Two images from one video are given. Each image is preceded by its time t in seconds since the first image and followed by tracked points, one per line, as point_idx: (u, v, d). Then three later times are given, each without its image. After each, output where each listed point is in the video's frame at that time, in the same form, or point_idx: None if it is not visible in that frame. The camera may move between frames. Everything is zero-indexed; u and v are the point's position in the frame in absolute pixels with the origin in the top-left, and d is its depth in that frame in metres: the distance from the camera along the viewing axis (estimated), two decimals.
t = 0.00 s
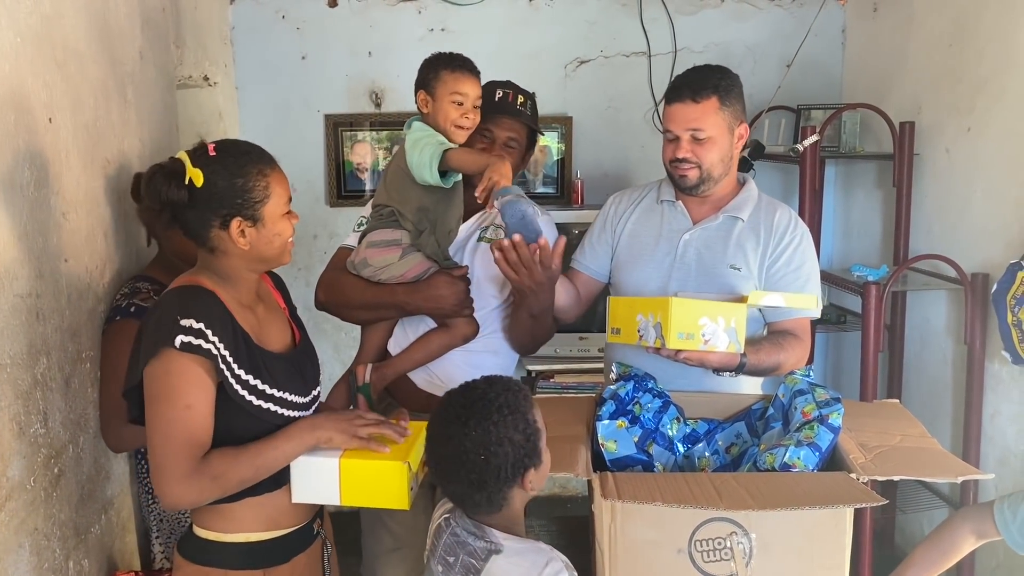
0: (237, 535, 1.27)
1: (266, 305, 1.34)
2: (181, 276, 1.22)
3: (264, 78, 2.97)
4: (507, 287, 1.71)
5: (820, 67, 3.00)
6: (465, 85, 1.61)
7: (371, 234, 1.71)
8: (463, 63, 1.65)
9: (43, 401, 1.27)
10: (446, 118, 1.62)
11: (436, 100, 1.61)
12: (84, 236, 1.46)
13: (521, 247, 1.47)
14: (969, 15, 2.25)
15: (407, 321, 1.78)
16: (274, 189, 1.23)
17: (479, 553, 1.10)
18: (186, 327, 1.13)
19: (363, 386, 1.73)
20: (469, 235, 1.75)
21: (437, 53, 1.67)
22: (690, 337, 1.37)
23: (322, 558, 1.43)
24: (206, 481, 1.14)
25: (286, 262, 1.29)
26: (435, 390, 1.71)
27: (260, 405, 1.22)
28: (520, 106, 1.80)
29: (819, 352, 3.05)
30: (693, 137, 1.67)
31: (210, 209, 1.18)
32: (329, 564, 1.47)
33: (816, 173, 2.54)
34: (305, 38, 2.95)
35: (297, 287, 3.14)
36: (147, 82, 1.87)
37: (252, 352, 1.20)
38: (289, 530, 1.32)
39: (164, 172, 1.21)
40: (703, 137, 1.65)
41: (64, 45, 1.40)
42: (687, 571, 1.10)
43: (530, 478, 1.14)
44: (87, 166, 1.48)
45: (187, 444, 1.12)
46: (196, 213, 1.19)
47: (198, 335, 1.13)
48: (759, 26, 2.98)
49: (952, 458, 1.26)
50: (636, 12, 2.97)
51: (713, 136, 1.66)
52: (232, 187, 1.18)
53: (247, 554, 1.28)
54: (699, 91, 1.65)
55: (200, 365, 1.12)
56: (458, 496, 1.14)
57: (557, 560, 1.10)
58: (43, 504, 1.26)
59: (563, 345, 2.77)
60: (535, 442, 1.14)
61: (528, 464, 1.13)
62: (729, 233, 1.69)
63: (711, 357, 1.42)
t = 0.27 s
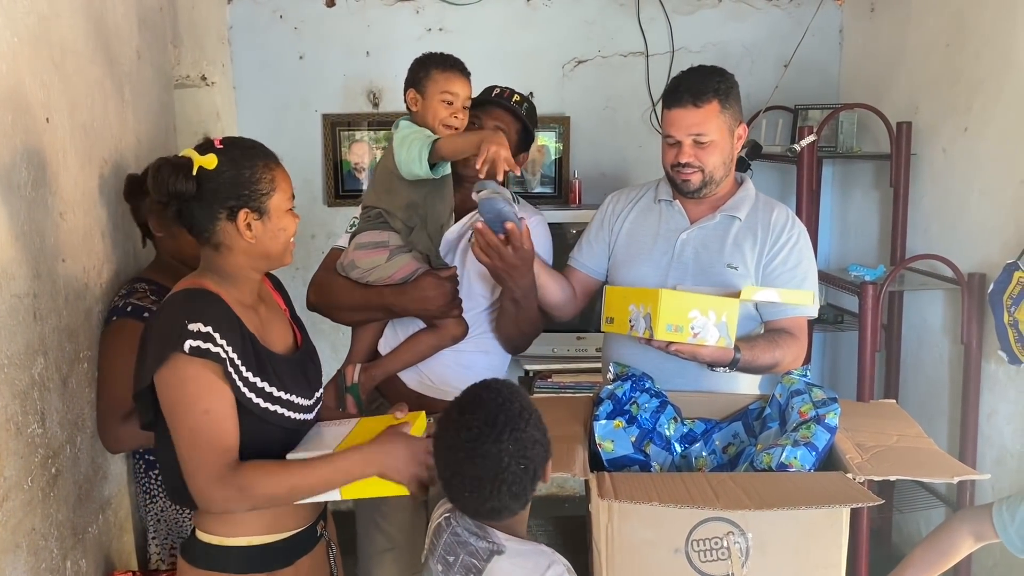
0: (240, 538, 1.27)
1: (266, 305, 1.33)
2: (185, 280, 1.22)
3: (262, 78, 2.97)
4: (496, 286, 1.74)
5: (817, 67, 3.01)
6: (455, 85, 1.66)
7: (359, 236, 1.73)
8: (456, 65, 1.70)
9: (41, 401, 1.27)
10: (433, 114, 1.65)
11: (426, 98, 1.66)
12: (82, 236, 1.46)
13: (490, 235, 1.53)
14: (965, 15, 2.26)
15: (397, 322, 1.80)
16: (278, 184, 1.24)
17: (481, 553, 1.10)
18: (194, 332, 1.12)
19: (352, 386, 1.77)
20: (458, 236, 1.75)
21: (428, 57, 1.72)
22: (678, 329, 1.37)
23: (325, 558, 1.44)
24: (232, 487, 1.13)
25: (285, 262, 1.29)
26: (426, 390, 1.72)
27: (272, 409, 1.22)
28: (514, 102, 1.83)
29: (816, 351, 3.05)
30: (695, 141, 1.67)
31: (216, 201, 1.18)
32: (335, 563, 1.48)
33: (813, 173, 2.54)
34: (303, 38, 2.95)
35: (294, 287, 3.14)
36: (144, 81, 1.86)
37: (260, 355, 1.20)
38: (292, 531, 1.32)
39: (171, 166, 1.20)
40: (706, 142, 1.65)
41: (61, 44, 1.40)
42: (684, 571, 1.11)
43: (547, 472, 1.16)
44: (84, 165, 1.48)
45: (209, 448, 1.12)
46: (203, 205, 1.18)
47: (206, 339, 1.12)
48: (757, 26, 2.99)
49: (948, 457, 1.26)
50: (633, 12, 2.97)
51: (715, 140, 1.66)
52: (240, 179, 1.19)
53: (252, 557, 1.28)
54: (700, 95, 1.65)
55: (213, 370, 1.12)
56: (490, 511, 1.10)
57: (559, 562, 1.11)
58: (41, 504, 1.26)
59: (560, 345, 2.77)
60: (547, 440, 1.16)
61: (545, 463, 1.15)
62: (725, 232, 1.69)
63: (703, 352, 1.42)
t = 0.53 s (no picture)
0: (230, 535, 1.27)
1: (270, 297, 1.33)
2: (190, 271, 1.21)
3: (261, 77, 2.96)
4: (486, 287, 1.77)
5: (816, 67, 3.01)
6: (440, 85, 1.67)
7: (348, 237, 1.78)
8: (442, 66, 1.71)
9: (40, 401, 1.27)
10: (419, 115, 1.67)
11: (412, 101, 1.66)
12: (81, 236, 1.46)
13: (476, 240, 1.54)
14: (964, 15, 2.26)
15: (388, 321, 1.82)
16: (280, 170, 1.24)
17: (481, 555, 1.10)
18: (203, 323, 1.11)
19: (341, 388, 1.77)
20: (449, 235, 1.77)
21: (416, 57, 1.72)
22: (660, 325, 1.35)
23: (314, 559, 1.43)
24: (246, 479, 1.13)
25: (288, 252, 1.29)
26: (418, 392, 1.75)
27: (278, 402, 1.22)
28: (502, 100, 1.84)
29: (815, 351, 3.05)
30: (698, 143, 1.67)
31: (220, 186, 1.18)
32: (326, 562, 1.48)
33: (812, 173, 2.54)
34: (302, 37, 2.95)
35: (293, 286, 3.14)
36: (143, 81, 1.86)
37: (266, 347, 1.20)
38: (282, 532, 1.32)
39: (170, 159, 1.21)
40: (708, 144, 1.66)
41: (60, 44, 1.40)
42: (682, 572, 1.11)
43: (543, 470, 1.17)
44: (83, 166, 1.48)
45: (222, 440, 1.11)
46: (205, 193, 1.18)
47: (215, 330, 1.12)
48: (756, 25, 2.99)
49: (947, 458, 1.26)
50: (633, 12, 2.97)
51: (718, 142, 1.66)
52: (240, 163, 1.19)
53: (239, 555, 1.27)
54: (702, 97, 1.65)
55: (224, 361, 1.12)
56: (488, 513, 1.09)
57: (560, 560, 1.12)
58: (40, 504, 1.26)
59: (559, 344, 2.77)
60: (542, 440, 1.17)
61: (540, 462, 1.15)
62: (725, 233, 1.69)
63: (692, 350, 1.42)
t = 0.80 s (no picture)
0: (217, 536, 1.27)
1: (271, 302, 1.33)
2: (193, 274, 1.21)
3: (261, 75, 2.96)
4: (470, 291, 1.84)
5: (816, 66, 3.01)
6: (426, 81, 1.72)
7: (338, 236, 1.84)
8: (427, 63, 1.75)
9: (39, 399, 1.27)
10: (413, 117, 1.72)
11: (400, 100, 1.72)
12: (80, 235, 1.46)
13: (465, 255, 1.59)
14: (964, 14, 2.26)
15: (379, 322, 1.89)
16: (285, 176, 1.25)
17: (480, 554, 1.10)
18: (205, 332, 1.11)
19: (333, 387, 1.83)
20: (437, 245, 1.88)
21: (404, 57, 1.77)
22: (650, 335, 1.35)
23: (297, 561, 1.44)
24: (222, 494, 1.13)
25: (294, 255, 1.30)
26: (411, 391, 1.81)
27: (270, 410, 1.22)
28: (490, 103, 1.88)
29: (814, 350, 3.05)
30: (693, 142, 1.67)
31: (229, 194, 1.18)
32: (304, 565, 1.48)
33: (812, 171, 2.54)
34: (302, 35, 2.94)
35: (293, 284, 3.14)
36: (143, 79, 1.86)
37: (266, 358, 1.20)
38: (268, 533, 1.32)
39: (175, 166, 1.20)
40: (704, 143, 1.65)
41: (60, 41, 1.40)
42: (680, 570, 1.11)
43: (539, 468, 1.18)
44: (82, 163, 1.47)
45: (205, 451, 1.11)
46: (212, 201, 1.18)
47: (217, 341, 1.11)
48: (756, 24, 2.98)
49: (946, 456, 1.26)
50: (632, 10, 2.97)
51: (713, 141, 1.66)
52: (245, 170, 1.19)
53: (227, 556, 1.27)
54: (697, 96, 1.65)
55: (220, 372, 1.12)
56: (485, 512, 1.10)
57: (559, 556, 1.12)
58: (39, 502, 1.26)
59: (559, 343, 2.78)
60: (536, 438, 1.17)
61: (535, 460, 1.16)
62: (723, 231, 1.69)
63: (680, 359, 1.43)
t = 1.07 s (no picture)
0: (214, 533, 1.27)
1: (264, 300, 1.33)
2: (189, 270, 1.21)
3: (261, 73, 2.96)
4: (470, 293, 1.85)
5: (816, 64, 3.00)
6: (419, 76, 1.70)
7: (329, 237, 1.81)
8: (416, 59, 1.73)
9: (39, 396, 1.27)
10: (407, 114, 1.69)
11: (393, 95, 1.69)
12: (80, 232, 1.45)
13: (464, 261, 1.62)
14: (965, 11, 2.25)
15: (373, 322, 1.89)
16: (284, 174, 1.25)
17: (479, 553, 1.10)
18: (202, 328, 1.11)
19: (329, 388, 1.83)
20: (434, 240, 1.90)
21: (393, 54, 1.75)
22: (628, 328, 1.35)
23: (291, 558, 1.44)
24: (215, 489, 1.13)
25: (289, 255, 1.30)
26: (409, 391, 1.82)
27: (262, 409, 1.21)
28: (475, 101, 1.87)
29: (815, 348, 3.05)
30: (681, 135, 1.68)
31: (226, 189, 1.18)
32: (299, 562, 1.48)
33: (813, 169, 2.53)
34: (302, 33, 2.94)
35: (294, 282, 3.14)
36: (143, 76, 1.86)
37: (261, 355, 1.20)
38: (264, 530, 1.32)
39: (175, 159, 1.21)
40: (689, 135, 1.66)
41: (60, 38, 1.40)
42: (680, 569, 1.11)
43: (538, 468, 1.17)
44: (82, 160, 1.47)
45: (198, 448, 1.11)
46: (209, 197, 1.18)
47: (213, 337, 1.12)
48: (757, 22, 2.98)
49: (947, 455, 1.26)
50: (633, 8, 2.97)
51: (700, 133, 1.66)
52: (244, 167, 1.19)
53: (223, 552, 1.28)
54: (687, 88, 1.67)
55: (213, 368, 1.11)
56: (482, 513, 1.10)
57: (559, 554, 1.12)
58: (39, 500, 1.26)
59: (559, 341, 2.77)
60: (535, 439, 1.17)
61: (535, 460, 1.16)
62: (726, 230, 1.69)
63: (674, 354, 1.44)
